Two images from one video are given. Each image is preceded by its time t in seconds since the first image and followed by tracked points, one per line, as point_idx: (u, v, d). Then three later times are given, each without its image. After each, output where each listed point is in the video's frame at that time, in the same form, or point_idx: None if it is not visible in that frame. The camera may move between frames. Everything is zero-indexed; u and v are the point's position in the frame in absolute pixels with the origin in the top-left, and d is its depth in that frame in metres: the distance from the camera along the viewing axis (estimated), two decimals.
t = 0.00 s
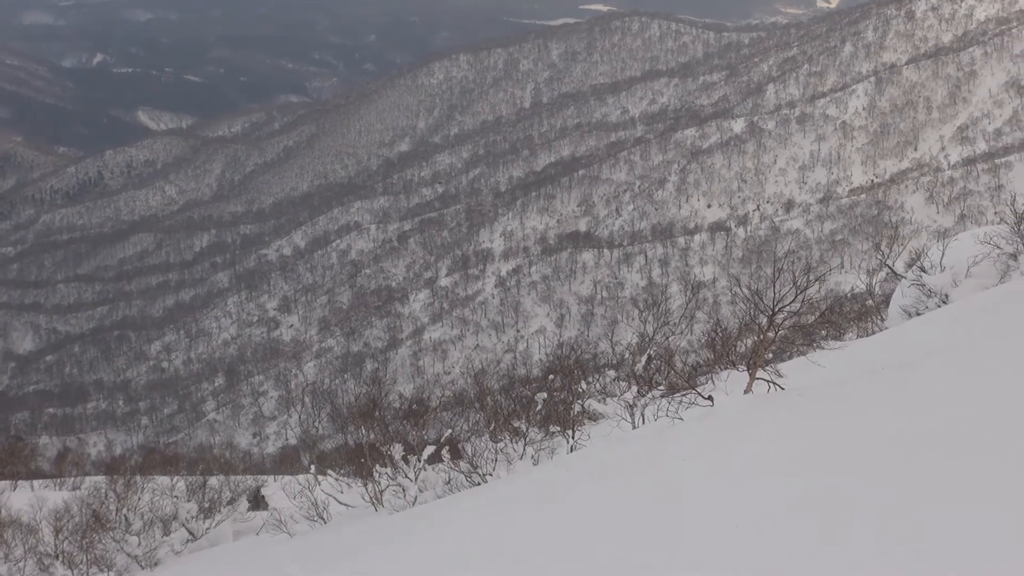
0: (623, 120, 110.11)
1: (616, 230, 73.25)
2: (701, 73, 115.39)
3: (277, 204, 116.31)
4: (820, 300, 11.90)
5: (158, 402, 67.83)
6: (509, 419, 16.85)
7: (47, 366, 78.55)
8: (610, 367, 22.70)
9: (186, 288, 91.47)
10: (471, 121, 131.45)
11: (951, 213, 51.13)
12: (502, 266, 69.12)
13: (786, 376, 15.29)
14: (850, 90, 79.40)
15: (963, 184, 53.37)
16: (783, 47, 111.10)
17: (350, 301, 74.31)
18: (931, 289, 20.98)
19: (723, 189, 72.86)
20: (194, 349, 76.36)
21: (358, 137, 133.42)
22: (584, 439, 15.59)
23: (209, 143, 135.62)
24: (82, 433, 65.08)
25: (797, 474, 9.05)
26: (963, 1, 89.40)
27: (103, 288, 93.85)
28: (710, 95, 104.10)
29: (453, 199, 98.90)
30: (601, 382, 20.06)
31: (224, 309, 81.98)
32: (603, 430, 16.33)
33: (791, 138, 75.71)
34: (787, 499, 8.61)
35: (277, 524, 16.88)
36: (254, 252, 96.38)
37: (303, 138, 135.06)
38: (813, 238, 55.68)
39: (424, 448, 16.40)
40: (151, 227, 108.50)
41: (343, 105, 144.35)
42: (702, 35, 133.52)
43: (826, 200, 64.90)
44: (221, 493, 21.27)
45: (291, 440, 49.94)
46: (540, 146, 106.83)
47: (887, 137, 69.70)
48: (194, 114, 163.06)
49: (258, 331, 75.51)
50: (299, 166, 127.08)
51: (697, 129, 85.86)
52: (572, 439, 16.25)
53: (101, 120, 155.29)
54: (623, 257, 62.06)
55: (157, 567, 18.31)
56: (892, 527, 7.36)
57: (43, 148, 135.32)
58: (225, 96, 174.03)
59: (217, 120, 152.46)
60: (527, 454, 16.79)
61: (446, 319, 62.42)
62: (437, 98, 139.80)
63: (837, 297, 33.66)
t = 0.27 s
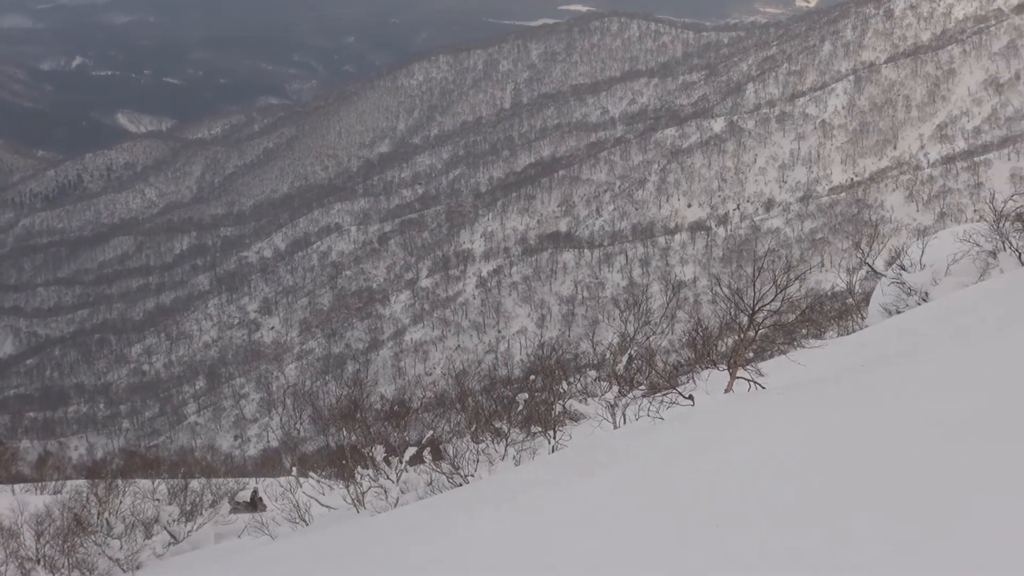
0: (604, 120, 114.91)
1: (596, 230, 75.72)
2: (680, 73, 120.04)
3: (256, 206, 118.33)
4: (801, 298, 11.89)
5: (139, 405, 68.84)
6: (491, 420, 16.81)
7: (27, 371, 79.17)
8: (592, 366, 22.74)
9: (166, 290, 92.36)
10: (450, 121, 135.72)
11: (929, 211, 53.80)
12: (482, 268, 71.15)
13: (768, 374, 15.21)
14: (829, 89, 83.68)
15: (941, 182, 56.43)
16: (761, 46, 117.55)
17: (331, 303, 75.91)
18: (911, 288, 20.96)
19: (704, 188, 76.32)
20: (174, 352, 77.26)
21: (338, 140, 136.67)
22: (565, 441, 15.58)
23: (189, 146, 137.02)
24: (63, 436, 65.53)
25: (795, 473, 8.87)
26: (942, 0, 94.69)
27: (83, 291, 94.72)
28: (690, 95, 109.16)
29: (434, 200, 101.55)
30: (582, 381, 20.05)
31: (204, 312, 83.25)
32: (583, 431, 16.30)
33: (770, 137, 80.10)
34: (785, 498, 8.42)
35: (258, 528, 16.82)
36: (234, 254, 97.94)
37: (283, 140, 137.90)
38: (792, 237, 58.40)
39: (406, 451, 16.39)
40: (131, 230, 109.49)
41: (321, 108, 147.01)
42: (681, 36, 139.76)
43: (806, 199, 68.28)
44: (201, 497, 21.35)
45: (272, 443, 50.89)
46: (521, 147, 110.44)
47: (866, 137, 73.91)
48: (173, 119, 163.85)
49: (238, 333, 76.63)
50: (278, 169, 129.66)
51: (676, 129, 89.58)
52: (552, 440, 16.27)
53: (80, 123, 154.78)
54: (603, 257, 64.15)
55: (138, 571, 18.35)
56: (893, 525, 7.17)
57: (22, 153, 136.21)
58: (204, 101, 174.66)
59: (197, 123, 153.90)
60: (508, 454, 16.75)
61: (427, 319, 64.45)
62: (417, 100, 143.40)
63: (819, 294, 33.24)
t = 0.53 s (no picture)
0: (578, 123, 118.36)
1: (571, 233, 77.43)
2: (653, 76, 123.89)
3: (230, 209, 119.06)
4: (776, 299, 12.12)
5: (114, 410, 68.54)
6: (466, 422, 17.00)
7: None
8: (567, 367, 22.98)
9: (141, 294, 92.07)
10: (424, 124, 138.99)
11: (904, 212, 54.75)
12: (457, 270, 72.12)
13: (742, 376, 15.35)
14: (803, 91, 85.36)
15: (916, 183, 57.25)
16: (737, 48, 122.58)
17: (306, 306, 76.65)
18: (884, 288, 21.30)
19: (678, 190, 77.56)
20: (149, 356, 77.22)
21: (310, 144, 137.96)
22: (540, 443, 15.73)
23: (163, 150, 137.65)
24: (37, 442, 64.60)
25: (789, 470, 8.81)
26: (913, 1, 96.84)
27: (58, 295, 94.24)
28: (664, 98, 112.80)
29: (409, 203, 103.24)
30: (557, 383, 20.19)
31: (179, 315, 83.11)
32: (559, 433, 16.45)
33: (745, 138, 81.15)
34: (779, 496, 8.36)
35: (235, 531, 16.81)
36: (209, 258, 98.62)
37: (258, 143, 139.53)
38: (767, 238, 58.89)
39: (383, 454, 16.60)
40: (106, 234, 109.48)
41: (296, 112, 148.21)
42: (654, 38, 144.30)
43: (779, 200, 69.33)
44: (179, 500, 21.22)
45: (248, 446, 51.70)
46: (495, 150, 112.93)
47: (840, 138, 75.16)
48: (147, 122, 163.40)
49: (214, 337, 77.15)
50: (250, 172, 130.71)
51: (649, 132, 91.81)
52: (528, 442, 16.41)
53: (53, 126, 152.73)
54: (578, 259, 64.55)
55: None
56: (888, 523, 7.10)
57: None
58: (178, 104, 174.28)
59: (170, 126, 153.91)
60: (484, 456, 16.81)
61: (402, 322, 65.18)
62: (390, 104, 145.87)
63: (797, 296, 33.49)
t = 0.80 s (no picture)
0: (552, 126, 119.19)
1: (545, 236, 78.10)
2: (627, 79, 125.51)
3: (203, 214, 119.15)
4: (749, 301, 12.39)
5: (87, 415, 68.51)
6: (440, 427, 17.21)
7: None
8: (542, 372, 23.26)
9: (114, 299, 92.11)
10: (398, 128, 139.36)
11: (877, 214, 56.10)
12: (431, 273, 72.73)
13: (715, 378, 15.55)
14: (776, 95, 87.57)
15: (886, 186, 58.95)
16: (710, 51, 124.73)
17: (280, 310, 76.84)
18: (858, 290, 21.16)
19: (653, 194, 79.34)
20: (122, 361, 77.26)
21: (285, 148, 138.53)
22: (514, 447, 15.90)
23: (136, 154, 137.37)
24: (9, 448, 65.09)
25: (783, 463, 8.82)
26: (884, 6, 100.39)
27: (30, 299, 94.05)
28: (637, 101, 114.55)
29: (383, 206, 103.30)
30: (532, 387, 20.29)
31: (153, 319, 83.18)
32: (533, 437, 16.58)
33: (719, 141, 83.28)
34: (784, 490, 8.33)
35: (209, 537, 16.66)
36: (182, 262, 98.53)
37: (231, 147, 140.11)
38: (741, 241, 59.48)
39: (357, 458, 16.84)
40: (79, 239, 109.65)
41: (272, 117, 148.58)
42: (627, 41, 147.02)
43: (754, 203, 70.39)
44: (153, 505, 20.93)
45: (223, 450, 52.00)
46: (469, 154, 113.81)
47: (812, 142, 77.16)
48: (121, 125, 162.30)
49: (188, 341, 77.23)
50: (224, 177, 131.10)
51: (622, 137, 93.96)
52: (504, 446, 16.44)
53: (27, 131, 151.33)
54: (552, 263, 65.13)
55: None
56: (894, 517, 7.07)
57: None
58: (152, 106, 173.10)
59: (143, 130, 153.24)
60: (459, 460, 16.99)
61: (377, 326, 65.55)
62: (364, 108, 146.53)
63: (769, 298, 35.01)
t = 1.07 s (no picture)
0: (528, 129, 120.19)
1: (522, 239, 78.92)
2: (604, 83, 127.39)
3: (179, 217, 119.21)
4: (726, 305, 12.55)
5: (64, 420, 68.28)
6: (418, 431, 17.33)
7: None
8: (519, 375, 23.54)
9: (90, 303, 92.07)
10: (375, 131, 139.46)
11: (854, 217, 57.78)
12: (408, 277, 73.89)
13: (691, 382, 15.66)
14: (753, 98, 90.97)
15: (861, 189, 60.98)
16: (687, 53, 126.61)
17: (257, 314, 76.78)
18: (834, 293, 21.59)
19: (630, 197, 80.17)
20: (99, 366, 77.17)
21: (261, 152, 138.63)
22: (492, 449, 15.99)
23: (112, 157, 137.02)
24: None
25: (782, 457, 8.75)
26: (860, 8, 106.79)
27: (5, 305, 93.67)
28: (614, 103, 116.30)
29: (361, 209, 103.47)
30: (508, 391, 20.55)
31: (129, 324, 83.24)
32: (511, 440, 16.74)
33: (696, 144, 85.69)
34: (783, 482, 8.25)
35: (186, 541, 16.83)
36: (157, 266, 98.53)
37: (208, 151, 140.31)
38: (718, 243, 60.27)
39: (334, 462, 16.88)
40: (55, 244, 109.69)
41: (247, 121, 148.75)
42: (604, 45, 147.40)
43: (731, 205, 71.24)
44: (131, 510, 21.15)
45: (201, 453, 52.37)
46: (446, 157, 114.58)
47: (788, 144, 79.27)
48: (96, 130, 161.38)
49: (164, 345, 77.22)
50: (202, 181, 131.17)
51: (599, 139, 96.35)
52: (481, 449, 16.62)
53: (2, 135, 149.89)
54: (529, 266, 66.75)
55: None
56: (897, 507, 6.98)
57: None
58: (128, 109, 172.22)
59: (119, 134, 152.73)
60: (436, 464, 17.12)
61: (354, 330, 65.96)
62: (340, 111, 147.28)
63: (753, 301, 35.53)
